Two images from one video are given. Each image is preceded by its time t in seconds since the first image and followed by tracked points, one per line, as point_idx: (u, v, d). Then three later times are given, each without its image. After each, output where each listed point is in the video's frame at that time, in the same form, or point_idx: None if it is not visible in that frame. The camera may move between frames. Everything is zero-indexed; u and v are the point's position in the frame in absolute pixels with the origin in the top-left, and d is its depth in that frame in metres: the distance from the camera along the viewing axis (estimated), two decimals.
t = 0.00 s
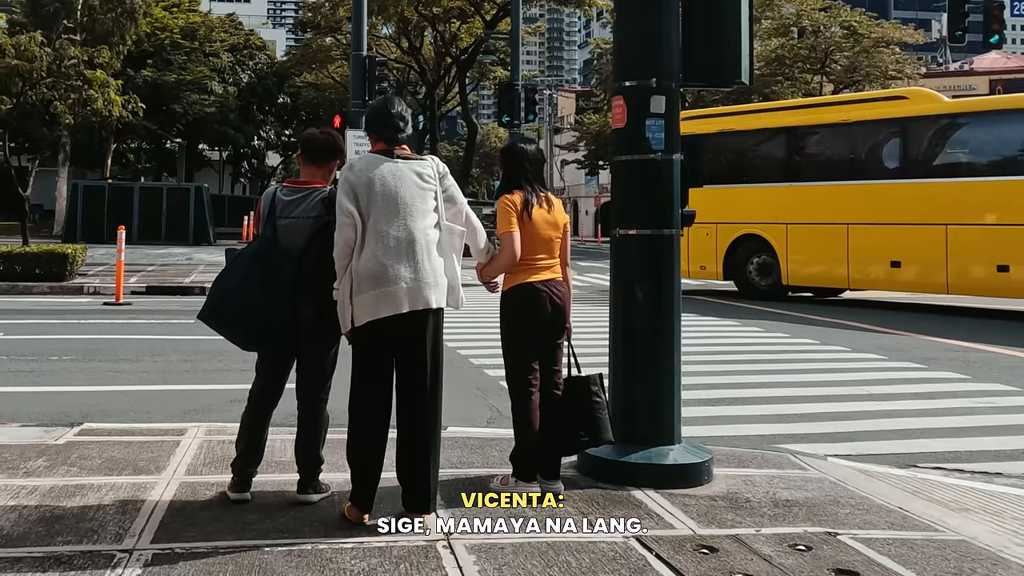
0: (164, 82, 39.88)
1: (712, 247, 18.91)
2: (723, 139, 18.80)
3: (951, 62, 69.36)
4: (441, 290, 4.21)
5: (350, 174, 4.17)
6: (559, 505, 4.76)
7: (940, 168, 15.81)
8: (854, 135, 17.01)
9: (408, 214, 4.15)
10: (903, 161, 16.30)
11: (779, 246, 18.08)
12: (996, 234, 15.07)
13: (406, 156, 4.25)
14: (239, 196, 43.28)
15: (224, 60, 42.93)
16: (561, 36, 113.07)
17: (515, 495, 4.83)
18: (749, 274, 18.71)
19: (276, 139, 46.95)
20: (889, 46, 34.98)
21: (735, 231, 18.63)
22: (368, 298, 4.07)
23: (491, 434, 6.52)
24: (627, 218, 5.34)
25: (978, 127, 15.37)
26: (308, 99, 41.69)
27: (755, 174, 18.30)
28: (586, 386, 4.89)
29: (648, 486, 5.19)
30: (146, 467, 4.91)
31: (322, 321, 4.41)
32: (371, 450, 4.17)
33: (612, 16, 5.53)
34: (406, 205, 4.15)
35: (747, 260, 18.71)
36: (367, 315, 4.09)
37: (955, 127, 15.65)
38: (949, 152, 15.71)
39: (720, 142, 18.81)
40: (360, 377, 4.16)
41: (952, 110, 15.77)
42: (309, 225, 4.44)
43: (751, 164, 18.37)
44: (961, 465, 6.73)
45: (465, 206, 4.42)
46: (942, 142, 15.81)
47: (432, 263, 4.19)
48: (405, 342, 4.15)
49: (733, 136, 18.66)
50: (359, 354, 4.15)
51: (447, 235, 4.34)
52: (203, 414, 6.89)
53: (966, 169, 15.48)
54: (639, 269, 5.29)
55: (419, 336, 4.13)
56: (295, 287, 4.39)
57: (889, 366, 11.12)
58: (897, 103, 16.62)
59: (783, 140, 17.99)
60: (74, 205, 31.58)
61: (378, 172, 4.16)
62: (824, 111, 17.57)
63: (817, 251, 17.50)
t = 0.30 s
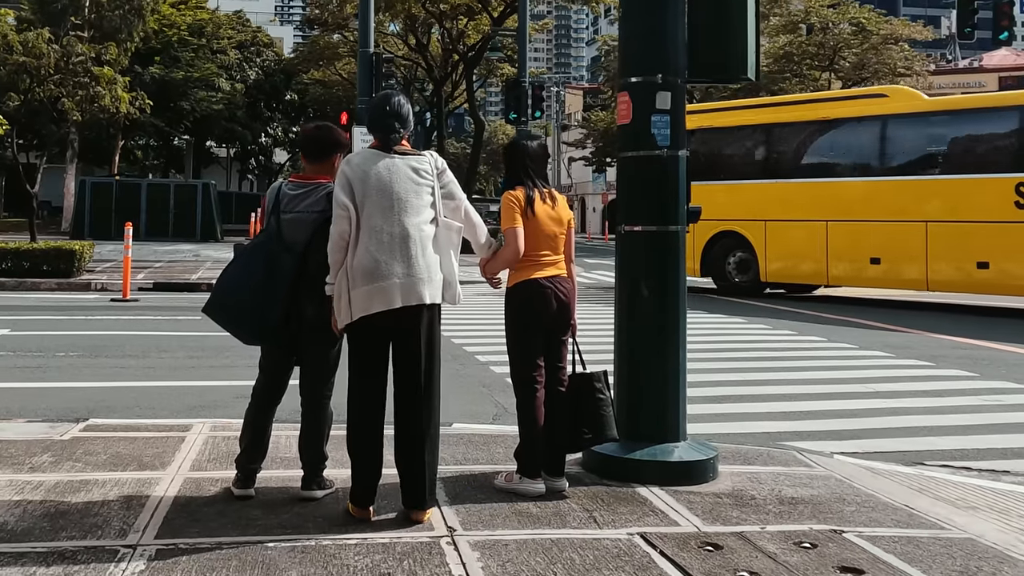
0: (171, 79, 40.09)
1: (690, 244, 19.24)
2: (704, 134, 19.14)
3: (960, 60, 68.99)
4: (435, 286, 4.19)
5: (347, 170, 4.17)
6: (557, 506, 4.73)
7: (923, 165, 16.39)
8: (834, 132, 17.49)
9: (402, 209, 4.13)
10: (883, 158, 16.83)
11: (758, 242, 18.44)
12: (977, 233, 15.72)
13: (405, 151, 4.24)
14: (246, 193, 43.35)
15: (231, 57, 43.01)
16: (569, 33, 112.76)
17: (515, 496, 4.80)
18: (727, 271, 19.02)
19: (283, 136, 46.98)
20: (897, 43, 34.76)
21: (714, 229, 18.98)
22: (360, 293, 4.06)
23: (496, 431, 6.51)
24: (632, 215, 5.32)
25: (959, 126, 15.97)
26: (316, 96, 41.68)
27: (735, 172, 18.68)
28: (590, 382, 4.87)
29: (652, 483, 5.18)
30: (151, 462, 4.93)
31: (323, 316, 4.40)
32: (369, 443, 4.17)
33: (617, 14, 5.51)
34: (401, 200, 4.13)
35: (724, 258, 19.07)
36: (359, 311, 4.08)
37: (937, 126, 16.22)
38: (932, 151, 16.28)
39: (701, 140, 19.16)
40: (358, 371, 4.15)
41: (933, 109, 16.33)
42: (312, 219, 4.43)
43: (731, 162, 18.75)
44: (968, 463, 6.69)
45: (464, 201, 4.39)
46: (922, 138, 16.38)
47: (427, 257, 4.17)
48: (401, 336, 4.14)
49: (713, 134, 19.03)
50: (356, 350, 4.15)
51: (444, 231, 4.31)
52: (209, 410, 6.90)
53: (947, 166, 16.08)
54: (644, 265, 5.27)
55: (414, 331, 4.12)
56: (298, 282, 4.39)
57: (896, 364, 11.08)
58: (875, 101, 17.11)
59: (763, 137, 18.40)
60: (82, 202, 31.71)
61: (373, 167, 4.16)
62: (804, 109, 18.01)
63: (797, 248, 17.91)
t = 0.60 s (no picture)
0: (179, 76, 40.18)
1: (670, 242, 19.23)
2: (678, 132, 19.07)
3: (970, 57, 68.35)
4: (434, 283, 4.17)
5: (349, 167, 4.17)
6: (560, 505, 4.69)
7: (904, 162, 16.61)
8: (814, 129, 17.63)
9: (401, 206, 4.12)
10: (863, 155, 17.05)
11: (737, 240, 18.52)
12: (958, 229, 15.92)
13: (407, 148, 4.22)
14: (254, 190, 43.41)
15: (239, 54, 43.05)
16: (577, 30, 112.41)
17: (516, 495, 4.78)
18: (707, 269, 19.05)
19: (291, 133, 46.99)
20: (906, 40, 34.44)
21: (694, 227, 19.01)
22: (358, 289, 4.06)
23: (502, 428, 6.50)
24: (636, 213, 5.31)
25: (939, 124, 16.29)
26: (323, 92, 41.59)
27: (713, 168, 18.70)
28: (596, 380, 4.84)
29: (657, 481, 5.16)
30: (155, 459, 4.93)
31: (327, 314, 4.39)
32: (370, 440, 4.16)
33: (622, 12, 5.50)
34: (401, 197, 4.12)
35: (703, 255, 19.11)
36: (358, 308, 4.08)
37: (917, 123, 16.50)
38: (913, 147, 16.54)
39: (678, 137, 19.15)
40: (358, 368, 4.15)
41: (913, 107, 16.62)
42: (317, 218, 4.42)
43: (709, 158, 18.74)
44: (976, 462, 6.65)
45: (465, 199, 4.37)
46: (903, 136, 16.64)
47: (426, 255, 4.15)
48: (399, 334, 4.13)
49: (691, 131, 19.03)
50: (356, 347, 4.14)
51: (445, 229, 4.28)
52: (215, 407, 6.91)
53: (927, 163, 16.34)
54: (649, 262, 5.25)
55: (413, 329, 4.11)
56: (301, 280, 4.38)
57: (904, 362, 11.02)
58: (854, 99, 17.35)
59: (741, 133, 18.42)
60: (90, 198, 31.75)
61: (373, 164, 4.15)
62: (782, 106, 18.12)
63: (777, 245, 18.04)
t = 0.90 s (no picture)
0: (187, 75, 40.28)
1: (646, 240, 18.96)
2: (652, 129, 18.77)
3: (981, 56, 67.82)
4: (435, 282, 4.16)
5: (349, 167, 4.18)
6: (559, 505, 4.67)
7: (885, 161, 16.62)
8: (794, 129, 17.60)
9: (401, 205, 4.12)
10: (842, 154, 17.04)
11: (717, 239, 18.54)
12: (938, 229, 16.00)
13: (407, 148, 4.22)
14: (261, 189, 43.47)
15: (247, 54, 43.14)
16: (585, 30, 112.23)
17: (516, 494, 4.76)
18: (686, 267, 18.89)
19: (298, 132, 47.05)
20: (915, 38, 34.21)
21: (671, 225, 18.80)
22: (359, 288, 4.07)
23: (504, 427, 6.50)
24: (639, 212, 5.29)
25: (920, 123, 16.29)
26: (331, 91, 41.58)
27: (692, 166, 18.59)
28: (599, 379, 4.83)
29: (660, 481, 5.15)
30: (158, 457, 4.94)
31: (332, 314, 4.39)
32: (371, 438, 4.16)
33: (624, 13, 5.48)
34: (401, 196, 4.12)
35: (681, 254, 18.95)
36: (359, 307, 4.08)
37: (898, 123, 16.49)
38: (894, 147, 16.54)
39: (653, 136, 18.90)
40: (360, 366, 4.15)
41: (894, 107, 16.58)
42: (321, 219, 4.42)
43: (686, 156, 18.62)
44: (981, 462, 6.62)
45: (467, 199, 4.35)
46: (884, 135, 16.63)
47: (427, 253, 4.14)
48: (401, 332, 4.13)
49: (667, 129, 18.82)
50: (358, 346, 4.14)
51: (446, 228, 4.27)
52: (219, 406, 6.92)
53: (908, 163, 16.38)
54: (652, 261, 5.24)
55: (415, 327, 4.10)
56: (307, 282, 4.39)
57: (912, 362, 10.98)
58: (835, 99, 17.25)
59: (719, 131, 18.41)
60: (98, 197, 31.85)
61: (374, 164, 4.15)
62: (761, 105, 18.03)
63: (756, 244, 18.12)
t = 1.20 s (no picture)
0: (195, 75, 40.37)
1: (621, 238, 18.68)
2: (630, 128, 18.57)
3: (991, 55, 67.35)
4: (440, 281, 4.14)
5: (355, 167, 4.22)
6: (560, 505, 4.64)
7: (867, 160, 16.61)
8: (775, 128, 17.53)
9: (405, 204, 4.12)
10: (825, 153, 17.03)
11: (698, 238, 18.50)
12: (920, 228, 16.04)
13: (412, 147, 4.23)
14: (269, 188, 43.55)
15: (254, 53, 43.21)
16: (593, 29, 111.99)
17: (518, 493, 4.75)
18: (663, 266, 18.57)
19: (306, 132, 47.10)
20: (925, 37, 33.99)
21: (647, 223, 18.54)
22: (364, 286, 4.08)
23: (511, 426, 6.50)
24: (645, 210, 5.29)
25: (902, 123, 16.29)
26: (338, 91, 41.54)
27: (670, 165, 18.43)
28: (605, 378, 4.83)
29: (666, 480, 5.14)
30: (164, 456, 4.95)
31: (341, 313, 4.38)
32: (377, 435, 4.16)
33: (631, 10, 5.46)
34: (404, 194, 4.12)
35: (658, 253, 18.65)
36: (364, 305, 4.09)
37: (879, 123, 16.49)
38: (875, 146, 16.55)
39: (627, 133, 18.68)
40: (366, 363, 4.15)
41: (875, 106, 16.56)
42: (329, 218, 4.41)
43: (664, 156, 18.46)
44: (989, 461, 6.59)
45: (473, 198, 4.34)
46: (866, 135, 16.63)
47: (432, 252, 4.14)
48: (408, 331, 4.12)
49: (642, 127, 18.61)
50: (363, 344, 4.14)
51: (451, 226, 4.26)
52: (226, 404, 6.93)
53: (889, 162, 16.38)
54: (658, 258, 5.23)
55: (420, 326, 4.10)
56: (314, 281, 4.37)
57: (920, 361, 10.94)
58: (816, 98, 17.21)
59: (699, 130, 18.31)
60: (106, 196, 31.97)
61: (378, 163, 4.18)
62: (740, 104, 17.92)
63: (737, 244, 18.19)
